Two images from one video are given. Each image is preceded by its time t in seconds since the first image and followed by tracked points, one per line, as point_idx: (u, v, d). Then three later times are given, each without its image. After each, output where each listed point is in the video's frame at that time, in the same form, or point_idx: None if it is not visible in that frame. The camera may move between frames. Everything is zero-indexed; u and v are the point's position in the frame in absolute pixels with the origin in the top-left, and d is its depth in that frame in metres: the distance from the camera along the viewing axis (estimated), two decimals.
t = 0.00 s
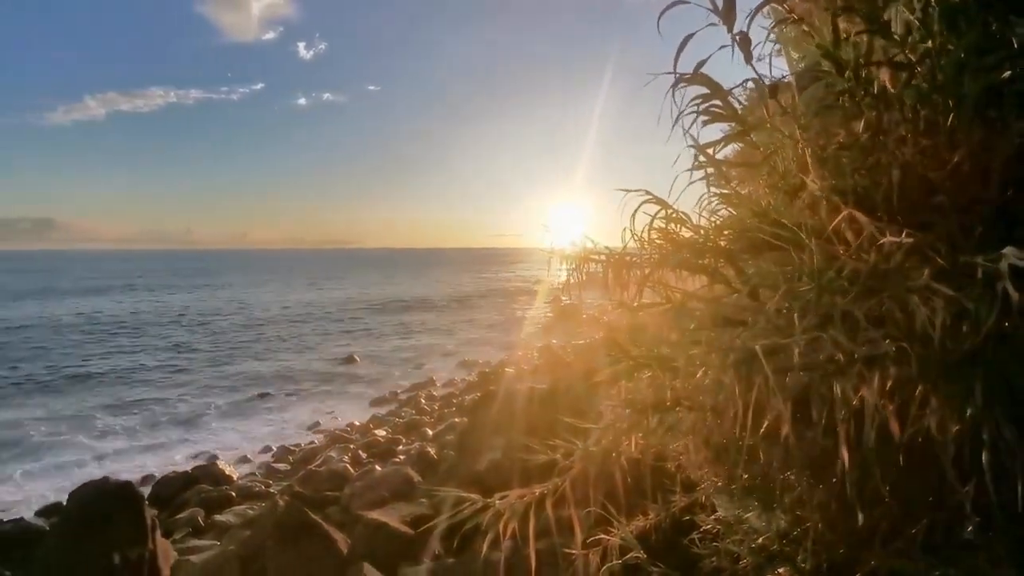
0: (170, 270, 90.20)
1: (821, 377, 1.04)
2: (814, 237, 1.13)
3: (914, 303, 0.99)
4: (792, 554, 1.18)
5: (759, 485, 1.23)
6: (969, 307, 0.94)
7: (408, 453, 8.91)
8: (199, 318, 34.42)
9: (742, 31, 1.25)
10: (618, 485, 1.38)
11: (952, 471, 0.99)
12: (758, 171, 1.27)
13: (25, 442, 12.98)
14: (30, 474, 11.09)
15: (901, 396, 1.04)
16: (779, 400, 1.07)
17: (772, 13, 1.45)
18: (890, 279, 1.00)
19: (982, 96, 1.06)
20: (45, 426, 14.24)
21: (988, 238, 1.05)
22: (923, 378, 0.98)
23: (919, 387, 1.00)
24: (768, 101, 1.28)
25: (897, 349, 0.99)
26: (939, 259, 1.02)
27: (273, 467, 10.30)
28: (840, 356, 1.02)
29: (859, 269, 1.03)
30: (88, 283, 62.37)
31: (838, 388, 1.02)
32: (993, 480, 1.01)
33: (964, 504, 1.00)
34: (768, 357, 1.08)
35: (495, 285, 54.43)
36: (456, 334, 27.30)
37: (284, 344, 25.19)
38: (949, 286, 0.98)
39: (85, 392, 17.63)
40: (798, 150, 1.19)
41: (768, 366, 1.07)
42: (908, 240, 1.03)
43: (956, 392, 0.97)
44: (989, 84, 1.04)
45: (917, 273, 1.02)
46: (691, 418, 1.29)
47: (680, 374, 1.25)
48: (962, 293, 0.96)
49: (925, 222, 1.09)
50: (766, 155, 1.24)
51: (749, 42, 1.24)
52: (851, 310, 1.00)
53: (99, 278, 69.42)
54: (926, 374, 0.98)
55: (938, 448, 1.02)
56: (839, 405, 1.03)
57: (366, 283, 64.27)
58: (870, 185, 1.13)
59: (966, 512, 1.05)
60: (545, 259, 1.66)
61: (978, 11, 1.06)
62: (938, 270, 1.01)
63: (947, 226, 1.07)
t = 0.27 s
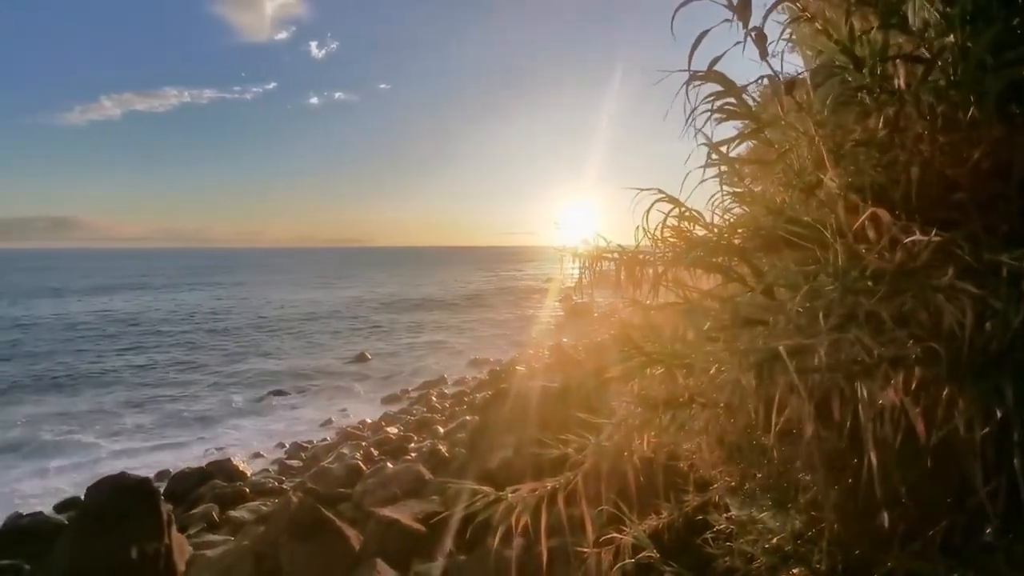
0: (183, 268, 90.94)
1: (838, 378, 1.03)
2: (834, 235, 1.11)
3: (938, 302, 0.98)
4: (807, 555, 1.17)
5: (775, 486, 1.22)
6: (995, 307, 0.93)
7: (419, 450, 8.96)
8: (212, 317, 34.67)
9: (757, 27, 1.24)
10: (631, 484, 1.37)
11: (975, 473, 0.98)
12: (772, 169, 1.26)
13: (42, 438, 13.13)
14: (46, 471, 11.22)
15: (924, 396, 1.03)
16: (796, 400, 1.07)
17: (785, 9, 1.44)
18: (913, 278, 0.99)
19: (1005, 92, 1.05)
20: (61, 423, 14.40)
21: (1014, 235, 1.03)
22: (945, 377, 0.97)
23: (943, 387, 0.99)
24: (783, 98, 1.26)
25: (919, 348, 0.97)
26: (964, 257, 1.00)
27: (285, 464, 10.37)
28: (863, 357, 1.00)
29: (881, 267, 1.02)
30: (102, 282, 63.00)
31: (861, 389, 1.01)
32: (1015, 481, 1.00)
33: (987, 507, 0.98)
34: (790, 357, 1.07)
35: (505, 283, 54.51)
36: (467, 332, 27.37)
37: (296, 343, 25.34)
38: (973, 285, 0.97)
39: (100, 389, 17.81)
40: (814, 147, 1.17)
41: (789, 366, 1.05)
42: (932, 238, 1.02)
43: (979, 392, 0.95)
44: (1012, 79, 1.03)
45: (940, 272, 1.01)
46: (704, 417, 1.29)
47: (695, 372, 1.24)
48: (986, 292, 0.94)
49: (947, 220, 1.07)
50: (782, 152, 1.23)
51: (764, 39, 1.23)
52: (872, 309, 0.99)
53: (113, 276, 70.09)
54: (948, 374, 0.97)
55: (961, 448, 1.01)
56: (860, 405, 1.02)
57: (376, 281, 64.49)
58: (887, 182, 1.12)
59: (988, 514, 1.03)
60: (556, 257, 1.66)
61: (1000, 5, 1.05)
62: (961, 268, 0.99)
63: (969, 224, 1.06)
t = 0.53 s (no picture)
0: (199, 267, 91.66)
1: (859, 379, 1.02)
2: (854, 235, 1.10)
3: (963, 303, 0.97)
4: (824, 557, 1.16)
5: (793, 486, 1.20)
6: None
7: (432, 448, 8.99)
8: (227, 315, 34.90)
9: (773, 26, 1.23)
10: (646, 482, 1.37)
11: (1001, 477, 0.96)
12: (789, 169, 1.25)
13: (61, 435, 13.29)
14: (64, 467, 11.35)
15: (950, 399, 1.02)
16: (816, 400, 1.06)
17: (801, 7, 1.43)
18: (936, 280, 0.97)
19: None
20: (79, 420, 14.56)
21: None
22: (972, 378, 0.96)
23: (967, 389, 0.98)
24: (800, 97, 1.25)
25: (945, 350, 0.96)
26: (992, 257, 0.99)
27: (300, 461, 10.45)
28: (892, 358, 0.99)
29: (905, 268, 1.01)
30: (118, 280, 63.53)
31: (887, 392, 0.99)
32: None
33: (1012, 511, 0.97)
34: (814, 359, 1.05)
35: (518, 282, 54.50)
36: (479, 331, 27.41)
37: (309, 341, 25.49)
38: (1000, 286, 0.96)
39: (118, 387, 17.99)
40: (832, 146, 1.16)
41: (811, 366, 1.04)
42: (960, 238, 1.00)
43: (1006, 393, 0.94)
44: None
45: (966, 272, 0.99)
46: (720, 416, 1.29)
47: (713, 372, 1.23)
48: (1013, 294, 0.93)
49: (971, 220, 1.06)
50: (799, 151, 1.22)
51: (780, 38, 1.22)
52: (896, 309, 0.98)
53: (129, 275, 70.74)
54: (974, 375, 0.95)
55: (985, 451, 1.00)
56: (885, 407, 1.01)
57: (389, 279, 64.65)
58: (908, 180, 1.11)
59: (1011, 517, 1.02)
60: (569, 256, 1.66)
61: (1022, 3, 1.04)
62: (988, 270, 0.98)
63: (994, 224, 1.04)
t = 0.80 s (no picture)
0: (212, 266, 92.27)
1: (879, 383, 1.01)
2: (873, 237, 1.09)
3: (985, 305, 0.96)
4: (841, 561, 1.15)
5: (810, 490, 1.20)
6: None
7: (444, 447, 9.01)
8: (239, 314, 35.09)
9: (789, 25, 1.22)
10: (660, 483, 1.36)
11: None
12: (805, 167, 1.24)
13: (76, 433, 13.41)
14: (80, 464, 11.45)
15: (971, 402, 1.01)
16: (833, 401, 1.05)
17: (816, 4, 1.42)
18: (959, 281, 0.96)
19: None
20: (94, 418, 14.68)
21: None
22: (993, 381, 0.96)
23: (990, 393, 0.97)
24: (816, 95, 1.24)
25: (966, 354, 0.95)
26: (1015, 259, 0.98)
27: (313, 459, 10.50)
28: (912, 363, 0.98)
29: (928, 270, 0.99)
30: (132, 280, 63.98)
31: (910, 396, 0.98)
32: None
33: None
34: (833, 361, 1.04)
35: (528, 283, 54.52)
36: (490, 331, 27.42)
37: (321, 341, 25.59)
38: None
39: (132, 385, 18.14)
40: (850, 145, 1.15)
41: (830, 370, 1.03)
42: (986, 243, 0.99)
43: None
44: None
45: (990, 275, 0.98)
46: (736, 416, 1.28)
47: (729, 373, 1.23)
48: None
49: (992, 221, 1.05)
50: (816, 150, 1.21)
51: (796, 36, 1.21)
52: (919, 312, 0.97)
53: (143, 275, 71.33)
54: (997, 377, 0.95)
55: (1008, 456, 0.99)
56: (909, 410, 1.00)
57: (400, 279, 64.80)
58: (927, 180, 1.10)
59: None
60: (582, 255, 1.66)
61: None
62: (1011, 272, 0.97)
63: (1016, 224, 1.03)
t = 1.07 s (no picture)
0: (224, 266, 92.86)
1: (896, 384, 1.00)
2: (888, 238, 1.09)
3: (1002, 306, 0.95)
4: (856, 564, 1.14)
5: (822, 491, 1.19)
6: None
7: (454, 447, 9.02)
8: (251, 314, 35.27)
9: (805, 22, 1.22)
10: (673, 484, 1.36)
11: None
12: (821, 166, 1.23)
13: (90, 432, 13.51)
14: (94, 462, 11.55)
15: (989, 403, 1.00)
16: (848, 402, 1.04)
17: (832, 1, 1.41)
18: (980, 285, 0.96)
19: None
20: (108, 417, 14.80)
21: None
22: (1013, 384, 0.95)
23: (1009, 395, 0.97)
24: (834, 93, 1.23)
25: (984, 355, 0.94)
26: None
27: (324, 458, 10.54)
28: (930, 365, 0.97)
29: (948, 272, 0.99)
30: (143, 280, 64.44)
31: (927, 399, 0.98)
32: None
33: None
34: (851, 364, 1.03)
35: (539, 283, 54.51)
36: (500, 331, 27.42)
37: (332, 341, 25.68)
38: None
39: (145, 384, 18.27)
40: (866, 144, 1.14)
41: (850, 371, 1.02)
42: (1003, 246, 0.99)
43: None
44: None
45: (1009, 277, 0.97)
46: (750, 417, 1.27)
47: (743, 373, 1.22)
48: None
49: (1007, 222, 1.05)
50: (832, 149, 1.20)
51: (813, 34, 1.21)
52: (938, 314, 0.96)
53: (156, 275, 71.91)
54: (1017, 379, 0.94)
55: None
56: (927, 412, 0.99)
57: (411, 279, 64.93)
58: (944, 180, 1.10)
59: None
60: (594, 254, 1.65)
61: None
62: None
63: None
